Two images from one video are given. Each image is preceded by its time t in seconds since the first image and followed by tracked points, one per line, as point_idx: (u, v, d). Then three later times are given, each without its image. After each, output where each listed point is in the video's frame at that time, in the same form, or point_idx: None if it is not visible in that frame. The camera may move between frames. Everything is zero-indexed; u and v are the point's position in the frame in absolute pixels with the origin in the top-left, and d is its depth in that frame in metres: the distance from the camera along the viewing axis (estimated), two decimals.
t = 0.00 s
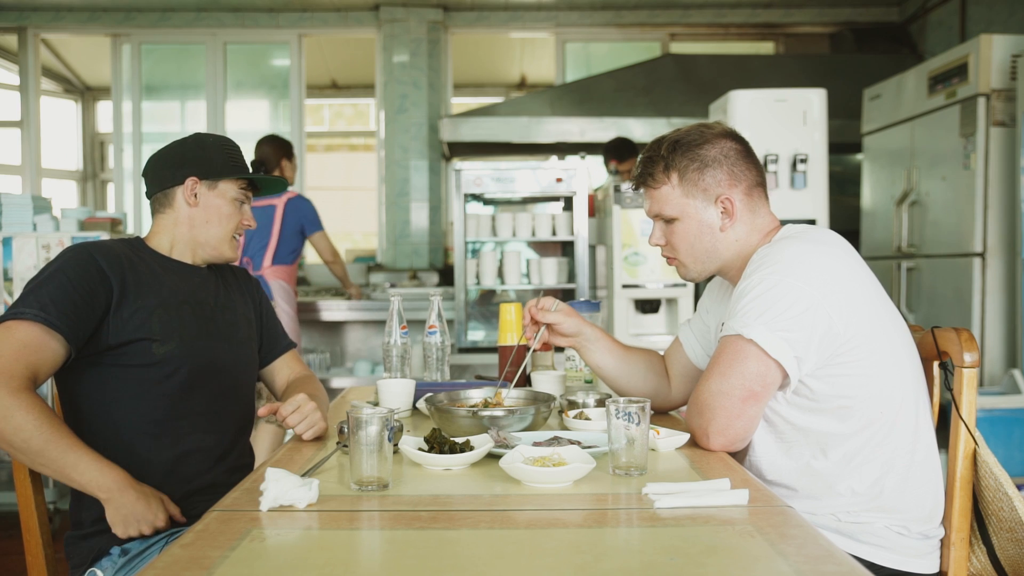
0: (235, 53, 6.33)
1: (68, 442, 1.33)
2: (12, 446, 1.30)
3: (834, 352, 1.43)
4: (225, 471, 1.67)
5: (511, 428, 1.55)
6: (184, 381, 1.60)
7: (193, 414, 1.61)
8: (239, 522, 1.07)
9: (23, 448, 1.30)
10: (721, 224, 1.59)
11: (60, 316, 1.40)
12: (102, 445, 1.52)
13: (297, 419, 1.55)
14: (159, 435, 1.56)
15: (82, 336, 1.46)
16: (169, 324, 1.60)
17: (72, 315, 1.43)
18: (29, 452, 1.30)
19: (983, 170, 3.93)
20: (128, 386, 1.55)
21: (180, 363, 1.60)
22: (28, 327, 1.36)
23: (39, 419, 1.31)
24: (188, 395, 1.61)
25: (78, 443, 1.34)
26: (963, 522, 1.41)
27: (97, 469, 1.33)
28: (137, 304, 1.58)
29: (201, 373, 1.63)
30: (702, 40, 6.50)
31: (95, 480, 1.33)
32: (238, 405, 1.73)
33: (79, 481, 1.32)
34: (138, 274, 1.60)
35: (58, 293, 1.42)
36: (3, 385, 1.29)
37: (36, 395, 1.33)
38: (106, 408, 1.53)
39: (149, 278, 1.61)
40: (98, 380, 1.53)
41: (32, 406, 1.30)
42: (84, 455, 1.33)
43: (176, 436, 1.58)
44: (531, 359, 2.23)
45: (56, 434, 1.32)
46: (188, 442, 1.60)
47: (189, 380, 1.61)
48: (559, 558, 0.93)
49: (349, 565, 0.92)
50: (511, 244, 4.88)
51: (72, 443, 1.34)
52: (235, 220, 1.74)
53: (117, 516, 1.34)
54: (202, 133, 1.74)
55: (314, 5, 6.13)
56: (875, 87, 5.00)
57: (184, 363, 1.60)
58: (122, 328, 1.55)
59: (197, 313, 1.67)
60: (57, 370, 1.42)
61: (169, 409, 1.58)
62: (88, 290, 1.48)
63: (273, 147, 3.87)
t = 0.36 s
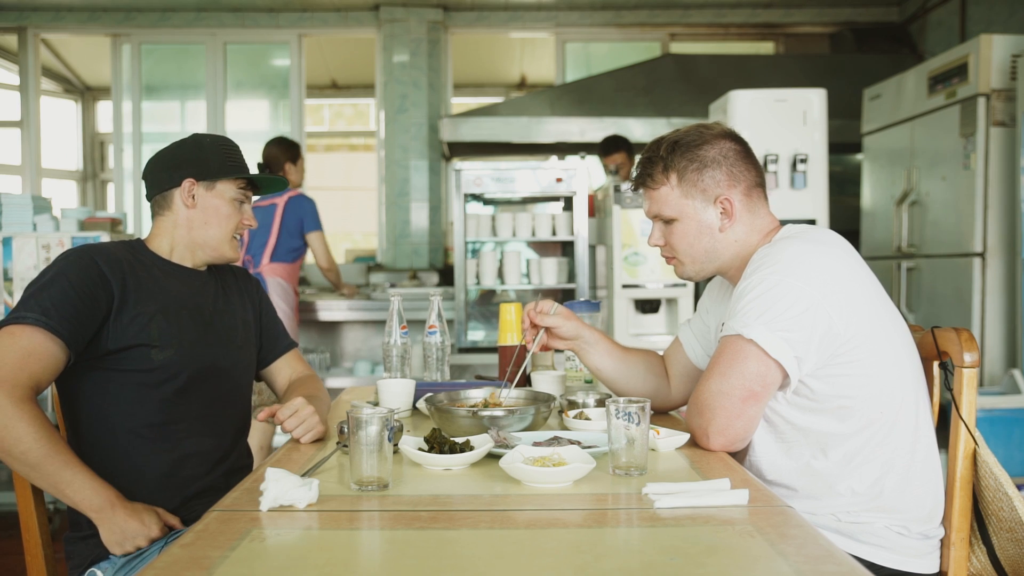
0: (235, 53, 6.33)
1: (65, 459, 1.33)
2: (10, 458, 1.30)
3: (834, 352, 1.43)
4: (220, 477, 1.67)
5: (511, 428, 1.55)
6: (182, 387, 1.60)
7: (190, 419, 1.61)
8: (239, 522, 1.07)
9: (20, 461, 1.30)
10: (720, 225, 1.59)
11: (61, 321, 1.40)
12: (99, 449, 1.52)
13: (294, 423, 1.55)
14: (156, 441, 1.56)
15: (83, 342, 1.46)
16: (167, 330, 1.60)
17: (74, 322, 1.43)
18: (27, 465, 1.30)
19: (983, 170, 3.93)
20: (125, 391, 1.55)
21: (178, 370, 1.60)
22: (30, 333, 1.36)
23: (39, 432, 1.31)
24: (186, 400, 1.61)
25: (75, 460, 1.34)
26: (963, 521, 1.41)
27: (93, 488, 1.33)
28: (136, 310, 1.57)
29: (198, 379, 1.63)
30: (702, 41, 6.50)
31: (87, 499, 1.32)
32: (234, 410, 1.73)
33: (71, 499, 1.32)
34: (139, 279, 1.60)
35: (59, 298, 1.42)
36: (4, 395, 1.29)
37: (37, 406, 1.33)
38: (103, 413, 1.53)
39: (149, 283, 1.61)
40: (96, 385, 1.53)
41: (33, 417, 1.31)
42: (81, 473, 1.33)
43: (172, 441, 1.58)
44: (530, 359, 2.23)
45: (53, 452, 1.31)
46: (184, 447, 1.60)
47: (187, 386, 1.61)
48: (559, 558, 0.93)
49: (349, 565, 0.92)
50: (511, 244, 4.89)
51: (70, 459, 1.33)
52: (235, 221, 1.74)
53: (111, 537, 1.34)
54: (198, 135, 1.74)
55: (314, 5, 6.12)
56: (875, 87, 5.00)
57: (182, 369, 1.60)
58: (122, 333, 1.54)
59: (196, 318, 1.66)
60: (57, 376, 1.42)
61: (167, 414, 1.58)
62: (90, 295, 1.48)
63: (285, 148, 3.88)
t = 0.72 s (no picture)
0: (235, 53, 6.33)
1: (71, 466, 1.32)
2: (15, 466, 1.29)
3: (835, 354, 1.43)
4: (218, 480, 1.67)
5: (511, 428, 1.55)
6: (182, 393, 1.60)
7: (189, 423, 1.62)
8: (239, 522, 1.07)
9: (26, 468, 1.29)
10: (716, 228, 1.60)
11: (64, 331, 1.40)
12: (100, 452, 1.54)
13: (294, 424, 1.55)
14: (154, 445, 1.57)
15: (86, 351, 1.46)
16: (167, 336, 1.60)
17: (77, 331, 1.43)
18: (32, 473, 1.29)
19: (983, 169, 3.93)
20: (125, 397, 1.55)
21: (179, 376, 1.60)
22: (34, 343, 1.37)
23: (45, 440, 1.30)
24: (186, 406, 1.61)
25: (81, 468, 1.33)
26: (963, 521, 1.41)
27: (100, 495, 1.32)
28: (136, 317, 1.57)
29: (198, 385, 1.63)
30: (702, 40, 6.50)
31: (96, 506, 1.32)
32: (233, 414, 1.74)
33: (79, 506, 1.31)
34: (139, 288, 1.60)
35: (61, 307, 1.42)
36: (7, 404, 1.29)
37: (41, 413, 1.32)
38: (104, 418, 1.54)
39: (149, 292, 1.61)
40: (97, 390, 1.54)
41: (38, 425, 1.30)
42: (87, 480, 1.32)
43: (170, 445, 1.59)
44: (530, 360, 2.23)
45: (59, 458, 1.31)
46: (182, 450, 1.60)
47: (187, 392, 1.61)
48: (559, 557, 0.93)
49: (349, 564, 0.92)
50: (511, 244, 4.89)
51: (76, 466, 1.33)
52: (219, 212, 1.71)
53: (121, 542, 1.33)
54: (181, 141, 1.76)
55: (314, 5, 6.12)
56: (875, 87, 5.00)
57: (182, 375, 1.60)
58: (123, 342, 1.54)
59: (196, 326, 1.66)
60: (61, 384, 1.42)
61: (167, 420, 1.58)
62: (92, 303, 1.48)
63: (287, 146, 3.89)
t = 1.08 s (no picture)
0: (235, 53, 6.33)
1: (70, 466, 1.32)
2: (14, 467, 1.29)
3: (839, 357, 1.42)
4: (218, 480, 1.67)
5: (511, 428, 1.55)
6: (181, 395, 1.60)
7: (189, 423, 1.62)
8: (239, 522, 1.07)
9: (26, 469, 1.29)
10: (736, 226, 1.59)
11: (61, 332, 1.40)
12: (99, 453, 1.54)
13: (290, 415, 1.57)
14: (152, 446, 1.57)
15: (84, 353, 1.46)
16: (166, 339, 1.60)
17: (75, 333, 1.43)
18: (31, 473, 1.29)
19: (983, 169, 3.93)
20: (125, 399, 1.55)
21: (178, 378, 1.60)
22: (32, 343, 1.37)
23: (44, 440, 1.30)
24: (186, 407, 1.62)
25: (81, 468, 1.33)
26: (963, 521, 1.41)
27: (99, 494, 1.32)
28: (135, 320, 1.57)
29: (197, 387, 1.63)
30: (702, 41, 6.50)
31: (96, 505, 1.31)
32: (232, 415, 1.74)
33: (79, 505, 1.31)
34: (137, 290, 1.60)
35: (59, 310, 1.42)
36: (5, 404, 1.29)
37: (39, 414, 1.32)
38: (103, 420, 1.54)
39: (147, 294, 1.61)
40: (96, 392, 1.54)
41: (36, 425, 1.30)
42: (87, 479, 1.32)
43: (169, 445, 1.59)
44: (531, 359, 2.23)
45: (58, 457, 1.31)
46: (182, 450, 1.60)
47: (187, 394, 1.61)
48: (560, 557, 0.93)
49: (349, 564, 0.92)
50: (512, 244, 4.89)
51: (75, 466, 1.33)
52: (199, 205, 1.70)
53: (123, 540, 1.33)
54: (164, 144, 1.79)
55: (314, 5, 6.13)
56: (875, 87, 5.00)
57: (181, 377, 1.60)
58: (121, 344, 1.54)
59: (194, 328, 1.66)
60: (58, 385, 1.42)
61: (166, 422, 1.59)
62: (89, 305, 1.48)
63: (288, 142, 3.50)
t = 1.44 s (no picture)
0: (235, 53, 6.33)
1: (67, 470, 1.32)
2: (12, 472, 1.29)
3: (843, 360, 1.42)
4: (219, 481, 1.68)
5: (511, 428, 1.55)
6: (182, 397, 1.61)
7: (189, 426, 1.62)
8: (239, 522, 1.08)
9: (23, 474, 1.29)
10: (756, 226, 1.59)
11: (59, 337, 1.40)
12: (99, 454, 1.54)
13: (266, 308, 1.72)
14: (152, 447, 1.57)
15: (82, 357, 1.46)
16: (167, 342, 1.60)
17: (72, 338, 1.43)
18: (27, 478, 1.29)
19: (983, 169, 3.93)
20: (125, 401, 1.55)
21: (178, 381, 1.60)
22: (28, 348, 1.36)
23: (40, 446, 1.30)
24: (186, 410, 1.62)
25: (77, 472, 1.33)
26: (963, 522, 1.41)
27: (96, 499, 1.32)
28: (135, 323, 1.57)
29: (198, 389, 1.63)
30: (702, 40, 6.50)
31: (93, 510, 1.31)
32: (232, 416, 1.74)
33: (77, 509, 1.31)
34: (137, 294, 1.59)
35: (57, 314, 1.42)
36: (4, 411, 1.29)
37: (36, 419, 1.32)
38: (102, 422, 1.55)
39: (146, 297, 1.61)
40: (95, 395, 1.54)
41: (32, 431, 1.30)
42: (84, 483, 1.32)
43: (170, 446, 1.59)
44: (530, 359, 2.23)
45: (56, 462, 1.31)
46: (183, 452, 1.61)
47: (187, 397, 1.61)
48: (560, 557, 0.93)
49: (348, 565, 0.92)
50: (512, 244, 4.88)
51: (73, 471, 1.33)
52: (211, 213, 1.70)
53: (121, 543, 1.32)
54: (176, 138, 1.74)
55: (314, 5, 6.13)
56: (875, 87, 5.00)
57: (182, 380, 1.60)
58: (121, 348, 1.54)
59: (194, 332, 1.66)
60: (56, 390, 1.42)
61: (166, 425, 1.59)
62: (88, 309, 1.48)
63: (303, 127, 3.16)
